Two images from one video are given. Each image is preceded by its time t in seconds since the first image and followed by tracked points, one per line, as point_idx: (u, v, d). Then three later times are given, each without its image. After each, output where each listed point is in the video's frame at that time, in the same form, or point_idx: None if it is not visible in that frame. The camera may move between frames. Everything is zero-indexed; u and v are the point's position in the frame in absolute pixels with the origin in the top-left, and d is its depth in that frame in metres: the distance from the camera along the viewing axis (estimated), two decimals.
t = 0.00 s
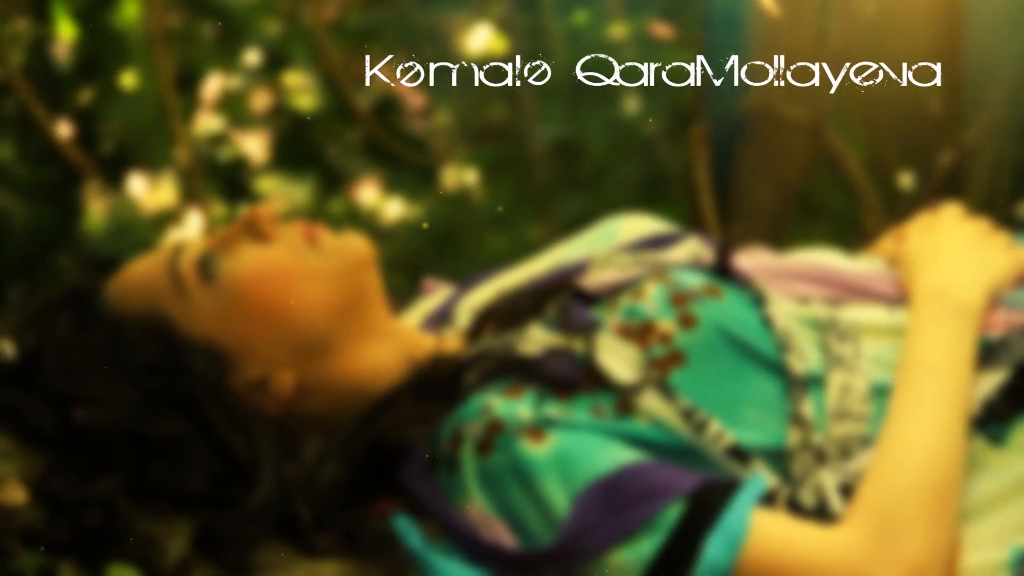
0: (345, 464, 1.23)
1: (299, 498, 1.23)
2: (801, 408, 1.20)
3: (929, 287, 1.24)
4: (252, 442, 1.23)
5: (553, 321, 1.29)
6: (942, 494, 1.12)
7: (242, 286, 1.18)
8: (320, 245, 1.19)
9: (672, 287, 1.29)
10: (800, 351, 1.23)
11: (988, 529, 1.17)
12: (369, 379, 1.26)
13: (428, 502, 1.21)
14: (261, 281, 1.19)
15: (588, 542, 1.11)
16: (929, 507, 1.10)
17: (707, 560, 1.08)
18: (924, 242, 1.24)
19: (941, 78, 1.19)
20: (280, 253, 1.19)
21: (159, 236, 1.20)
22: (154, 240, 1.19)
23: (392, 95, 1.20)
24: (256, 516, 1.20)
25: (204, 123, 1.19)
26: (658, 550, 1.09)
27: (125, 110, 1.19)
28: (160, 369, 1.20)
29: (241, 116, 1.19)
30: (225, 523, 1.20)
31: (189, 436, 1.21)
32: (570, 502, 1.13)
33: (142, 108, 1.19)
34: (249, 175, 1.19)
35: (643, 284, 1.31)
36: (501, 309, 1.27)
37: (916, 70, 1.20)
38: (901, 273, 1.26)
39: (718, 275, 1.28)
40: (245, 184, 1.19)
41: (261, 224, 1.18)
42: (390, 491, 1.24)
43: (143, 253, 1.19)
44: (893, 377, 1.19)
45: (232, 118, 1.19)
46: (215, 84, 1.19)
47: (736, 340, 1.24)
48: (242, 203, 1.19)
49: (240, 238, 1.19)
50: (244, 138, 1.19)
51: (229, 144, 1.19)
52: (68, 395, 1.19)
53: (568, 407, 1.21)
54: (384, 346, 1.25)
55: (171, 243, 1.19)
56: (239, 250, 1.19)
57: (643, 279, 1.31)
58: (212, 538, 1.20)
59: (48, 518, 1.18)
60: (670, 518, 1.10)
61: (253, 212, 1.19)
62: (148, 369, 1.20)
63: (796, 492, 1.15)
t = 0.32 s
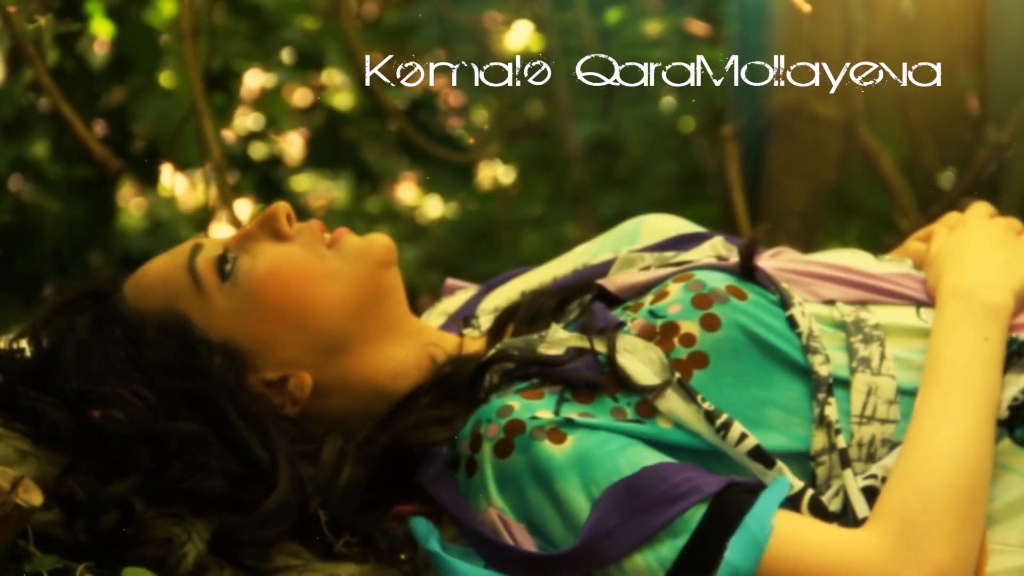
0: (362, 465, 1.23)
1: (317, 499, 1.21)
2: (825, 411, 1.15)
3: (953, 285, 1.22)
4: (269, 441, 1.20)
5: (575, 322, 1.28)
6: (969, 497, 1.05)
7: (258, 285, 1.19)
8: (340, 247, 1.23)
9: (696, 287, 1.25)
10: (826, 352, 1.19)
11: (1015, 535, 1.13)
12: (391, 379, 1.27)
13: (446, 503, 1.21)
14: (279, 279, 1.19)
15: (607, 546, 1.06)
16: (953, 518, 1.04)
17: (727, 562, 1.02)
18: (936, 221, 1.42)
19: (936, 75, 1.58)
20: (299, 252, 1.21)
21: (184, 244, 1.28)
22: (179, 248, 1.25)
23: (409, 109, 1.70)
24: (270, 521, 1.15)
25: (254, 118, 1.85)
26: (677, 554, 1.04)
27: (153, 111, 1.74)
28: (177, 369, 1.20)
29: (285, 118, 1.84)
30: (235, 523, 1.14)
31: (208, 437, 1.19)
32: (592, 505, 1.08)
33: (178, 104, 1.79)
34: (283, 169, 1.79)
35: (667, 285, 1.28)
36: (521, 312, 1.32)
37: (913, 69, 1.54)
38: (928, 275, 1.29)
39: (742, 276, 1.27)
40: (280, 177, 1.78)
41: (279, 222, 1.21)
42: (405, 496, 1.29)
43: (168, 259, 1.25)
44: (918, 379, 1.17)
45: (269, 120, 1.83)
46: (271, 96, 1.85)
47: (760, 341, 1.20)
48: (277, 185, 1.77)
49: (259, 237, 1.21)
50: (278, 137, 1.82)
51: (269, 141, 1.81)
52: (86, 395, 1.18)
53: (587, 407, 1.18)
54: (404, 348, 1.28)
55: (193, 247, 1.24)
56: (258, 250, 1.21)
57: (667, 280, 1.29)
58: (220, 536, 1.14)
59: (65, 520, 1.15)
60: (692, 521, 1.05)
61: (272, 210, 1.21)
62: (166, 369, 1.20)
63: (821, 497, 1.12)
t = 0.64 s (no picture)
0: (379, 469, 1.21)
1: (335, 503, 1.19)
2: (850, 415, 1.13)
3: (981, 288, 1.20)
4: (286, 444, 1.19)
5: (596, 325, 1.27)
6: (995, 502, 1.03)
7: (274, 287, 1.18)
8: (359, 250, 1.22)
9: (719, 289, 1.23)
10: (851, 355, 1.17)
11: None
12: (409, 381, 1.26)
13: (465, 508, 1.19)
14: (295, 280, 1.17)
15: (627, 552, 1.04)
16: (979, 523, 1.01)
17: (748, 567, 1.00)
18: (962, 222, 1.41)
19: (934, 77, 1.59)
20: (316, 253, 1.19)
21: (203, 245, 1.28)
22: (196, 249, 1.25)
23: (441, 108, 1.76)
24: (286, 525, 1.14)
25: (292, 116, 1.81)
26: (699, 560, 1.02)
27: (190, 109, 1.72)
28: (194, 370, 1.19)
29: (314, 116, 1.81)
30: (252, 528, 1.13)
31: (224, 440, 1.17)
32: (611, 509, 1.07)
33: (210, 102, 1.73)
34: (321, 172, 1.80)
35: (689, 287, 1.26)
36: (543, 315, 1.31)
37: (912, 69, 1.59)
38: (955, 278, 1.28)
39: (766, 278, 1.25)
40: (316, 179, 1.80)
41: (297, 224, 1.20)
42: (424, 498, 1.28)
43: (185, 261, 1.24)
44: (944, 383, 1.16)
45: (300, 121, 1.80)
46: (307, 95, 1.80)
47: (783, 345, 1.19)
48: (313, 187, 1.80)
49: (277, 238, 1.20)
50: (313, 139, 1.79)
51: (305, 141, 1.79)
52: (101, 398, 1.17)
53: (607, 411, 1.16)
54: (421, 350, 1.27)
55: (210, 248, 1.23)
56: (276, 251, 1.19)
57: (690, 283, 1.27)
58: (235, 542, 1.13)
59: (81, 523, 1.13)
60: (714, 526, 1.03)
61: (290, 211, 1.20)
62: (182, 371, 1.19)
63: (845, 502, 1.10)
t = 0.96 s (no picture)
0: (397, 475, 1.19)
1: (353, 509, 1.17)
2: (874, 421, 1.11)
3: (1009, 291, 1.18)
4: (305, 452, 1.16)
5: (617, 330, 1.26)
6: None
7: (292, 289, 1.16)
8: (376, 250, 1.20)
9: (742, 294, 1.21)
10: (876, 361, 1.15)
11: None
12: (429, 386, 1.24)
13: (483, 514, 1.17)
14: (313, 283, 1.16)
15: (648, 558, 1.02)
16: (1006, 527, 0.99)
17: None
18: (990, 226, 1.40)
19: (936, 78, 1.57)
20: (334, 255, 1.18)
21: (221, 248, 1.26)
22: (213, 252, 1.23)
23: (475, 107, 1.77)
24: (303, 531, 1.11)
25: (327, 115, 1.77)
26: (721, 566, 1.00)
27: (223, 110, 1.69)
28: (210, 374, 1.18)
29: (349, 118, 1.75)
30: (269, 533, 1.11)
31: (241, 445, 1.16)
32: (632, 516, 1.05)
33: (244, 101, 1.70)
34: (357, 172, 1.76)
35: (712, 292, 1.25)
36: (564, 319, 1.29)
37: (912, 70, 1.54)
38: (981, 282, 1.26)
39: (789, 283, 1.23)
40: (352, 179, 1.75)
41: (315, 226, 1.18)
42: (443, 505, 1.26)
43: (202, 263, 1.23)
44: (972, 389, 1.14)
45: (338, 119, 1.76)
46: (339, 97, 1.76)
47: (807, 351, 1.16)
48: (347, 188, 1.74)
49: (295, 240, 1.19)
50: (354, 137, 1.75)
51: (344, 140, 1.75)
52: (119, 401, 1.16)
53: (628, 416, 1.16)
54: (441, 354, 1.25)
55: (228, 251, 1.22)
56: (294, 253, 1.18)
57: (713, 288, 1.26)
58: (253, 548, 1.11)
59: (98, 528, 1.11)
60: (735, 533, 1.01)
61: (307, 213, 1.19)
62: (199, 375, 1.18)
63: (869, 509, 1.09)
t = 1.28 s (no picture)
0: (414, 480, 1.18)
1: (369, 515, 1.14)
2: (899, 428, 1.09)
3: None
4: (321, 456, 1.16)
5: (639, 336, 1.24)
6: None
7: (310, 291, 1.15)
8: (395, 254, 1.20)
9: (766, 301, 1.19)
10: (901, 367, 1.13)
11: None
12: (448, 391, 1.23)
13: (501, 520, 1.16)
14: (331, 285, 1.15)
15: (668, 565, 1.01)
16: None
17: None
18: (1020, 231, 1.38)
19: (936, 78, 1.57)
20: (353, 258, 1.17)
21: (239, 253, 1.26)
22: (232, 256, 1.22)
23: (505, 111, 1.73)
24: (320, 538, 1.10)
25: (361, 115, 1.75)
26: None
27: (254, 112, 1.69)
28: (227, 379, 1.17)
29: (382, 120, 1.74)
30: (284, 540, 1.09)
31: (257, 451, 1.15)
32: (651, 523, 1.04)
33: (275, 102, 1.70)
34: (391, 173, 1.73)
35: (736, 298, 1.23)
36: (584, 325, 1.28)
37: (913, 70, 1.56)
38: (1009, 287, 1.24)
39: (813, 289, 1.21)
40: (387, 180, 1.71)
41: (333, 229, 1.18)
42: (463, 511, 1.24)
43: (220, 268, 1.22)
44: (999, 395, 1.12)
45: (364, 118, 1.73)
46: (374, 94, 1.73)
47: (831, 358, 1.14)
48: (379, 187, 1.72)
49: (314, 244, 1.18)
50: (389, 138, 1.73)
51: (378, 140, 1.73)
52: (133, 407, 1.14)
53: (648, 423, 1.14)
54: (460, 359, 1.24)
55: (245, 255, 1.21)
56: (313, 256, 1.18)
57: (737, 293, 1.24)
58: (268, 555, 1.09)
59: (112, 534, 1.09)
60: (757, 541, 0.99)
61: (326, 216, 1.19)
62: (215, 380, 1.17)
63: (894, 516, 1.07)
